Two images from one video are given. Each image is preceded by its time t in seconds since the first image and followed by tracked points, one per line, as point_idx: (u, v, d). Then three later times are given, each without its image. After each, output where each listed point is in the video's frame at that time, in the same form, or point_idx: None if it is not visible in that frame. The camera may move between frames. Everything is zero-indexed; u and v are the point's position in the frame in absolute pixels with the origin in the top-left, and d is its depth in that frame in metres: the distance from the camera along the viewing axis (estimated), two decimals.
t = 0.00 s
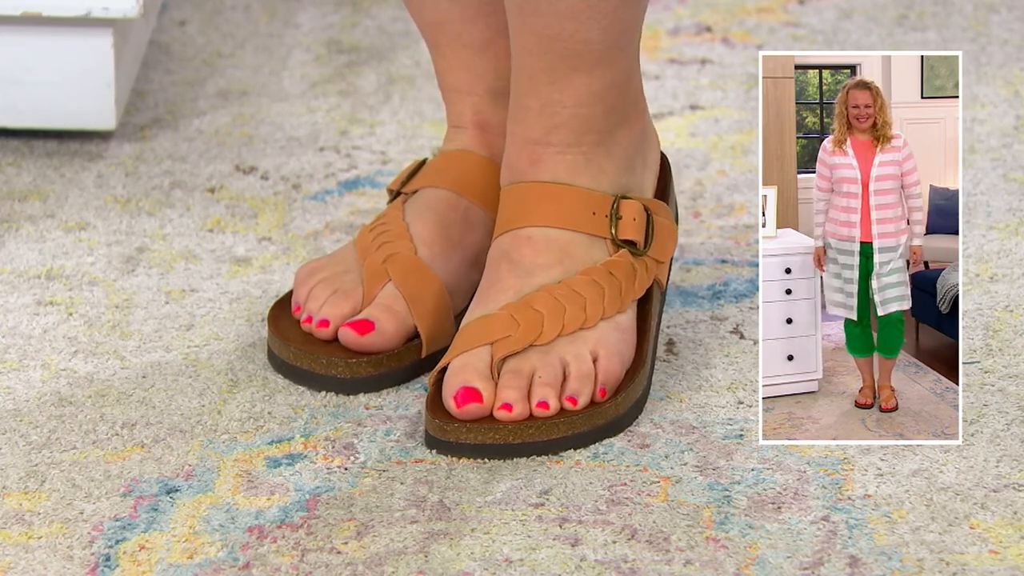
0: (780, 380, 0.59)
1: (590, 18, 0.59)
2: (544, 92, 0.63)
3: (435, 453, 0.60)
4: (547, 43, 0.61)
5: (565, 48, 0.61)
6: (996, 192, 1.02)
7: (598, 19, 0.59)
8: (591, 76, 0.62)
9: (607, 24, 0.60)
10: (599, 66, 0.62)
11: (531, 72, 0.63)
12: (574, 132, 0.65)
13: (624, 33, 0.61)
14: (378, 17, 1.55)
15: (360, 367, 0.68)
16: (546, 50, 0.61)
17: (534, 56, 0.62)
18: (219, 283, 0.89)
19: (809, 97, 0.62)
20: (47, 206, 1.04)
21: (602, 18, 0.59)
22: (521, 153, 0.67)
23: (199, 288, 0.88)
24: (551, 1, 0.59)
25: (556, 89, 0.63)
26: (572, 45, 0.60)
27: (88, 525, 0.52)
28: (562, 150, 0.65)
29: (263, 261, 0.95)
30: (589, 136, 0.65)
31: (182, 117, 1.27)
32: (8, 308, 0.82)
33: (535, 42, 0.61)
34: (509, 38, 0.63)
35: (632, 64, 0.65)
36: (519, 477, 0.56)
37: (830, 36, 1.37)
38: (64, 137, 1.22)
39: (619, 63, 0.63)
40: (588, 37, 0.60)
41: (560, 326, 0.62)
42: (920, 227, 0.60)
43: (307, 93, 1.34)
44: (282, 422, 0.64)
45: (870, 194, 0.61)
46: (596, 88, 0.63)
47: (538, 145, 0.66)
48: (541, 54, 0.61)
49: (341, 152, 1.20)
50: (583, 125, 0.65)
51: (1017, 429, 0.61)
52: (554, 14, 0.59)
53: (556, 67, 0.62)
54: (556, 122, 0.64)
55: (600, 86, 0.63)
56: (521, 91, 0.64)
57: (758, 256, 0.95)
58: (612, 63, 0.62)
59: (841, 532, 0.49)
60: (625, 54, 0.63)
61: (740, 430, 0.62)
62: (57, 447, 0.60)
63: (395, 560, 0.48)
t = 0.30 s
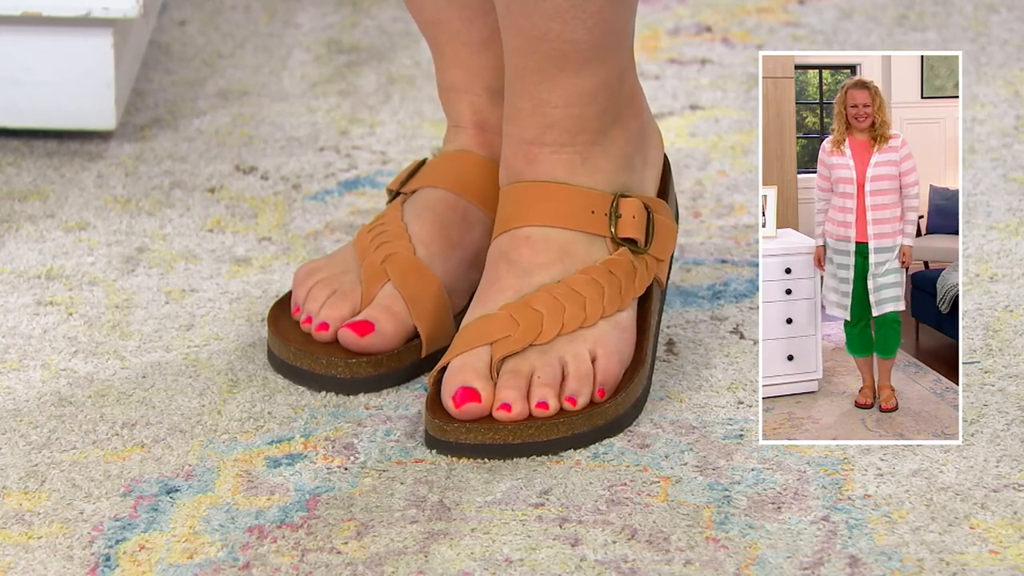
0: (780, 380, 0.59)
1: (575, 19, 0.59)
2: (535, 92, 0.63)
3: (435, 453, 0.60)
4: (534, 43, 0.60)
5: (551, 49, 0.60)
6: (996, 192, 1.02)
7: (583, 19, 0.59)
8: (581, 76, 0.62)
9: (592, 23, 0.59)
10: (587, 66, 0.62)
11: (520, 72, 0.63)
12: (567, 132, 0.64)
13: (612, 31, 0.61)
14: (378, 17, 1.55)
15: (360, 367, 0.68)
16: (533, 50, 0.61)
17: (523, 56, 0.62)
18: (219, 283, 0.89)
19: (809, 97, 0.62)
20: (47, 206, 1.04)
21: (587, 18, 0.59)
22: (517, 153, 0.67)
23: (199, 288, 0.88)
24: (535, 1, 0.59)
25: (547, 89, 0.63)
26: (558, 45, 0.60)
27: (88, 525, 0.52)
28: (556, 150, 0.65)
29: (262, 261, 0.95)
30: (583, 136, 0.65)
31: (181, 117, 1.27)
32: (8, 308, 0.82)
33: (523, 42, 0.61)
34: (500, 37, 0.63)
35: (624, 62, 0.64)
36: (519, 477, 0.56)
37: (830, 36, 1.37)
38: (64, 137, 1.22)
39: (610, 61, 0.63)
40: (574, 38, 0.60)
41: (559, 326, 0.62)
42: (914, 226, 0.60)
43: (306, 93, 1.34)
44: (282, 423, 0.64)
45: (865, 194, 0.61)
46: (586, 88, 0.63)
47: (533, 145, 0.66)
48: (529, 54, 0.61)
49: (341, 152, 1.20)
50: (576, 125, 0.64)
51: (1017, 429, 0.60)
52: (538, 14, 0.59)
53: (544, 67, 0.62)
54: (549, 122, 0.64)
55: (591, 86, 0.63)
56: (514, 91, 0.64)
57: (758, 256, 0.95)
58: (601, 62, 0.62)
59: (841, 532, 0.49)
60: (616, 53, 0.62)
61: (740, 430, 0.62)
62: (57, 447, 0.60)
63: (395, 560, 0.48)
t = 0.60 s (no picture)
0: (780, 380, 0.59)
1: (580, 27, 0.60)
2: (545, 90, 0.66)
3: (434, 453, 0.60)
4: (543, 47, 0.62)
5: (559, 54, 0.62)
6: (996, 192, 1.02)
7: (588, 28, 0.60)
8: (589, 78, 0.64)
9: (598, 30, 0.61)
10: (595, 70, 0.63)
11: (531, 71, 0.65)
12: (578, 129, 0.67)
13: (620, 36, 0.62)
14: (378, 17, 1.55)
15: (360, 368, 0.68)
16: (542, 54, 0.63)
17: (533, 57, 0.63)
18: (219, 283, 0.89)
19: (809, 97, 0.62)
20: (47, 206, 1.04)
21: (592, 27, 0.60)
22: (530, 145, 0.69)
23: (199, 288, 0.88)
24: (541, 10, 0.60)
25: (556, 88, 0.65)
26: (565, 51, 0.62)
27: (88, 525, 0.52)
28: (567, 143, 0.67)
29: (263, 261, 0.95)
30: (593, 131, 0.67)
31: (181, 117, 1.27)
32: (8, 308, 0.82)
33: (532, 48, 0.63)
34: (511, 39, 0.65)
35: (636, 65, 0.66)
36: (519, 477, 0.56)
37: (830, 36, 1.37)
38: (65, 137, 1.22)
39: (619, 64, 0.64)
40: (581, 44, 0.61)
41: (569, 305, 0.63)
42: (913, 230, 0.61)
43: (307, 93, 1.34)
44: (282, 422, 0.64)
45: (864, 194, 0.61)
46: (594, 90, 0.65)
47: (545, 138, 0.68)
48: (539, 57, 0.63)
49: (341, 152, 1.20)
50: (585, 123, 0.66)
51: (1017, 429, 0.61)
52: (545, 20, 0.60)
53: (553, 69, 0.64)
54: (559, 120, 0.66)
55: (600, 85, 0.65)
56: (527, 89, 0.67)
57: (758, 256, 0.95)
58: (609, 66, 0.64)
59: (841, 532, 0.49)
60: (625, 55, 0.64)
61: (740, 430, 0.62)
62: (57, 447, 0.60)
63: (395, 560, 0.48)
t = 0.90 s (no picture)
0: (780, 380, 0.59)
1: (603, 46, 0.61)
2: (563, 111, 0.66)
3: (434, 453, 0.60)
4: (565, 66, 0.63)
5: (581, 72, 0.63)
6: (996, 192, 1.02)
7: (611, 47, 0.61)
8: (610, 99, 0.64)
9: (620, 51, 0.61)
10: (616, 91, 0.64)
11: (550, 91, 0.65)
12: (595, 149, 0.67)
13: (641, 55, 0.63)
14: (378, 17, 1.55)
15: (359, 367, 0.68)
16: (565, 73, 0.63)
17: (555, 77, 0.64)
18: (219, 283, 0.89)
19: (809, 97, 0.62)
20: (47, 206, 1.04)
21: (616, 46, 0.61)
22: (543, 163, 0.69)
23: (199, 288, 0.88)
24: (565, 29, 0.61)
25: (574, 108, 0.65)
26: (587, 70, 0.62)
27: (88, 525, 0.52)
28: (583, 163, 0.67)
29: (263, 261, 0.95)
30: (610, 153, 0.67)
31: (181, 117, 1.27)
32: (8, 308, 0.82)
33: (554, 66, 0.63)
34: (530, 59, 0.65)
35: (654, 87, 0.67)
36: (519, 477, 0.56)
37: (830, 36, 1.37)
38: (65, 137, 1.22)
39: (639, 86, 0.65)
40: (602, 64, 0.62)
41: (589, 315, 0.63)
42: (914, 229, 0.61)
43: (307, 94, 1.34)
44: (282, 422, 0.64)
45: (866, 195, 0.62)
46: (614, 112, 0.65)
47: (560, 157, 0.68)
48: (561, 76, 0.63)
49: (341, 152, 1.20)
50: (602, 143, 0.67)
51: (1017, 429, 0.61)
52: (568, 38, 0.61)
53: (573, 90, 0.64)
54: (576, 140, 0.66)
55: (619, 107, 0.65)
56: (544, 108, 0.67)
57: (758, 256, 0.95)
58: (629, 88, 0.64)
59: (841, 532, 0.49)
60: (646, 78, 0.65)
61: (740, 430, 0.62)
62: (57, 447, 0.60)
63: (396, 560, 0.48)
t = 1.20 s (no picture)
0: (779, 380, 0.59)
1: (633, 48, 0.62)
2: (581, 120, 0.67)
3: (434, 453, 0.60)
4: (589, 70, 0.64)
5: (605, 77, 0.64)
6: (996, 192, 1.02)
7: (640, 50, 0.62)
8: (629, 110, 0.65)
9: (647, 56, 0.63)
10: (637, 102, 0.65)
11: (570, 98, 0.66)
12: (609, 161, 0.68)
13: (665, 65, 0.64)
14: (378, 17, 1.55)
15: (360, 367, 0.68)
16: (588, 78, 0.64)
17: (577, 83, 0.65)
18: (219, 283, 0.89)
19: (808, 97, 0.61)
20: (47, 206, 1.04)
21: (644, 49, 0.62)
22: (553, 174, 0.70)
23: (199, 288, 0.88)
24: (595, 28, 0.62)
25: (592, 117, 0.66)
26: (613, 74, 0.63)
27: (88, 525, 0.52)
28: (594, 174, 0.68)
29: (263, 261, 0.95)
30: (623, 167, 0.68)
31: (181, 117, 1.27)
32: (8, 308, 0.82)
33: (580, 69, 0.64)
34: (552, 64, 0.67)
35: (672, 105, 0.68)
36: (519, 477, 0.56)
37: (830, 36, 1.37)
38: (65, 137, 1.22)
39: (658, 100, 0.66)
40: (627, 69, 0.63)
41: (594, 316, 0.63)
42: (920, 225, 0.60)
43: (307, 94, 1.34)
44: (282, 423, 0.64)
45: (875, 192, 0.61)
46: (632, 123, 0.66)
47: (573, 166, 0.68)
48: (584, 81, 0.65)
49: (341, 152, 1.19)
50: (616, 155, 0.67)
51: (1017, 429, 0.61)
52: (596, 42, 0.62)
53: (594, 96, 0.65)
54: (592, 150, 0.67)
55: (638, 121, 0.66)
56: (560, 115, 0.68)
57: (758, 256, 0.95)
58: (648, 101, 0.65)
59: (841, 532, 0.49)
60: (665, 92, 0.66)
61: (740, 430, 0.62)
62: (57, 447, 0.60)
63: (395, 560, 0.48)
